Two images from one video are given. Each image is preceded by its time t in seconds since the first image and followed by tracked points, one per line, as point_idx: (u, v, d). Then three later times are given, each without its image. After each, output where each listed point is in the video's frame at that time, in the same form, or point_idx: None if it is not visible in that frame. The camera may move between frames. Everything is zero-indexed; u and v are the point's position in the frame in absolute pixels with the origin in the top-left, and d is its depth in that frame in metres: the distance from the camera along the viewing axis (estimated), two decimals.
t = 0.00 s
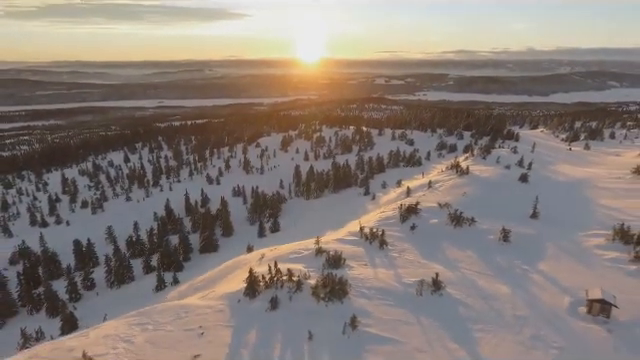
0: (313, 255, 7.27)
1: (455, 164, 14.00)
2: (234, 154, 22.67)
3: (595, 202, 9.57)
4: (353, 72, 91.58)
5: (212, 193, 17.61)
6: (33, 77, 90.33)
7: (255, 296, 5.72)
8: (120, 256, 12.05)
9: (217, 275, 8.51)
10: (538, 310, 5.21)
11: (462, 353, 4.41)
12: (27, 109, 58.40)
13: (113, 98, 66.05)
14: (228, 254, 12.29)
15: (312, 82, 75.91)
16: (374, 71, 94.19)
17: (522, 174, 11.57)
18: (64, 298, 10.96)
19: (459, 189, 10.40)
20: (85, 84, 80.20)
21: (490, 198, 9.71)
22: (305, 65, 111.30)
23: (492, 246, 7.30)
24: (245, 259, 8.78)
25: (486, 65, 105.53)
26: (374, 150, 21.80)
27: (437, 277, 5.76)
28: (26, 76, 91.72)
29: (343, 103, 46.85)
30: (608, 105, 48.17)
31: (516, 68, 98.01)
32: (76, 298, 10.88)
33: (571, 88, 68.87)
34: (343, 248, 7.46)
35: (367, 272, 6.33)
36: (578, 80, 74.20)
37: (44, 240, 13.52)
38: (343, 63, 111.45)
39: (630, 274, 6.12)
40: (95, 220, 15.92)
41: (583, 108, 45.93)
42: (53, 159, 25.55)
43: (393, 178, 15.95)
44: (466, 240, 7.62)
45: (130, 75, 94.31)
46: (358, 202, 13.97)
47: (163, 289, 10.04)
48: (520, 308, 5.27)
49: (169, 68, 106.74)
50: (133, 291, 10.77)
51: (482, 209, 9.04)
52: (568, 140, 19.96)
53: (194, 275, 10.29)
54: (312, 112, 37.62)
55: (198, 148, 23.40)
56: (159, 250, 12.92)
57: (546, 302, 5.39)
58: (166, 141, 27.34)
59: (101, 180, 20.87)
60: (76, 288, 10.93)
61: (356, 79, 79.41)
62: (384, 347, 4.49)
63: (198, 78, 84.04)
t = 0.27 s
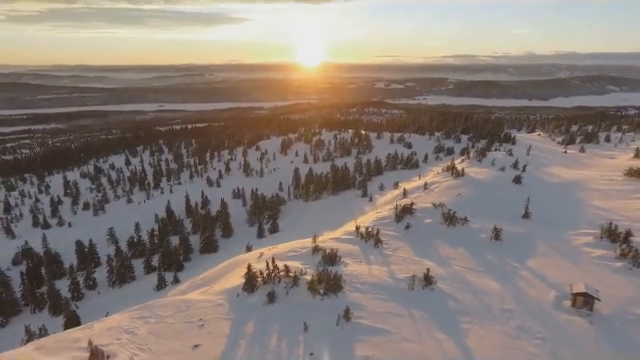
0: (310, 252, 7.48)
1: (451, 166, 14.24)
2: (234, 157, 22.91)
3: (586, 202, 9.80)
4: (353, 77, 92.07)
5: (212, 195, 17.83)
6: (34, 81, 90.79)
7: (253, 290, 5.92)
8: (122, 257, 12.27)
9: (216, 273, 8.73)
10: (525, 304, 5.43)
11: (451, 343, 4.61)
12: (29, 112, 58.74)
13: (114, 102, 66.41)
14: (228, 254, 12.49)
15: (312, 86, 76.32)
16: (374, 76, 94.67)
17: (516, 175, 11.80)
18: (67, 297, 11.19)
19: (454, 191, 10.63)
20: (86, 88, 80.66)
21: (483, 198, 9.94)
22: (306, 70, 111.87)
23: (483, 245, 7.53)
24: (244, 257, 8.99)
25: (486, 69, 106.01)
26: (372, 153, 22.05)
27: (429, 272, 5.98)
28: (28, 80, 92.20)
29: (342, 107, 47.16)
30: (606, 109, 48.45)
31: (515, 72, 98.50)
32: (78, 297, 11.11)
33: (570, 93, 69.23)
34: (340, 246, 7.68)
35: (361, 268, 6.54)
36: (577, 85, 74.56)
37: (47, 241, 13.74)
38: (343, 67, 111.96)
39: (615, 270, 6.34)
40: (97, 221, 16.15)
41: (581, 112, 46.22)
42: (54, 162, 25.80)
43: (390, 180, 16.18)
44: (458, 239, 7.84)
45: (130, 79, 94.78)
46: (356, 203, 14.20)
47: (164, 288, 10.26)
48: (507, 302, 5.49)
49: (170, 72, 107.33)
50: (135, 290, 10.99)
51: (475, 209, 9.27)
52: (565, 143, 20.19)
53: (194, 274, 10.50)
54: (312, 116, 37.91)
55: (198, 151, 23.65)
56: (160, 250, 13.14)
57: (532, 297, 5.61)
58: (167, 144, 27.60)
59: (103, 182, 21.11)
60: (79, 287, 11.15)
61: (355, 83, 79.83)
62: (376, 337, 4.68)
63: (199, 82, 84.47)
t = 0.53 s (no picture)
0: (307, 250, 7.70)
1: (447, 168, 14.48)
2: (234, 160, 23.17)
3: (578, 203, 10.02)
4: (353, 81, 92.49)
5: (213, 197, 18.07)
6: (35, 85, 91.22)
7: (251, 286, 6.13)
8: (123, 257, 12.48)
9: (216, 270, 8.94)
10: (512, 298, 5.64)
11: (440, 333, 4.82)
12: (30, 116, 59.06)
13: (114, 106, 66.76)
14: (227, 254, 12.70)
15: (312, 90, 76.71)
16: (374, 79, 95.06)
17: (510, 177, 12.04)
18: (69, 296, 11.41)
19: (449, 191, 10.87)
20: (87, 92, 81.06)
21: (477, 199, 10.17)
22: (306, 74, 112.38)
23: (475, 243, 7.76)
24: (243, 256, 9.21)
25: (486, 73, 106.44)
26: (371, 156, 22.31)
27: (421, 268, 6.20)
28: (28, 84, 92.63)
29: (342, 111, 47.46)
30: (605, 113, 48.71)
31: (515, 76, 98.93)
32: (80, 296, 11.33)
33: (570, 97, 69.53)
34: (336, 244, 7.89)
35: (356, 265, 6.76)
36: (576, 88, 74.90)
37: (49, 242, 13.97)
38: (343, 71, 112.50)
39: (601, 267, 6.55)
40: (98, 223, 16.38)
41: (580, 116, 46.47)
42: (56, 164, 26.04)
43: (388, 182, 16.44)
44: (452, 238, 8.06)
45: (131, 83, 95.19)
46: (354, 205, 14.44)
47: (164, 287, 10.49)
48: (496, 296, 5.70)
49: (171, 76, 107.86)
50: (136, 289, 11.21)
51: (469, 210, 9.50)
52: (561, 146, 20.43)
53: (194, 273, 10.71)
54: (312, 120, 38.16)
55: (199, 154, 23.90)
56: (161, 251, 13.35)
57: (520, 291, 5.82)
58: (167, 147, 27.86)
59: (104, 184, 21.34)
60: (81, 286, 11.37)
61: (355, 87, 80.23)
62: (368, 328, 4.89)
63: (199, 86, 84.88)
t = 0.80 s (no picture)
0: (304, 248, 7.91)
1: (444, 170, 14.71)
2: (234, 162, 23.41)
3: (570, 204, 10.24)
4: (353, 85, 92.89)
5: (213, 199, 18.30)
6: (37, 89, 91.66)
7: (249, 281, 6.34)
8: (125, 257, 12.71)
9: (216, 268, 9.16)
10: (500, 293, 5.85)
11: (429, 325, 5.02)
12: (31, 120, 59.36)
13: (115, 110, 67.09)
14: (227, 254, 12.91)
15: (312, 94, 77.06)
16: (374, 83, 95.48)
17: (504, 179, 12.27)
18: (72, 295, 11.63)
19: (444, 192, 11.10)
20: (88, 95, 81.47)
21: (471, 200, 10.40)
22: (306, 78, 112.86)
23: (468, 241, 7.97)
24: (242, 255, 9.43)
25: (486, 78, 106.86)
26: (369, 159, 22.56)
27: (413, 265, 6.42)
28: (30, 88, 93.08)
29: (342, 114, 47.73)
30: (604, 117, 48.98)
31: (515, 80, 99.28)
32: (83, 295, 11.54)
33: (569, 101, 69.82)
34: (333, 243, 8.11)
35: (351, 262, 6.97)
36: (576, 93, 75.19)
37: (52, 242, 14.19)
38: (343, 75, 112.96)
39: (588, 264, 6.76)
40: (100, 224, 16.60)
41: (580, 120, 46.71)
42: (58, 167, 26.26)
43: (386, 184, 16.66)
44: (445, 236, 8.29)
45: (132, 87, 95.64)
46: (351, 206, 14.67)
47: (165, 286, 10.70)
48: (485, 291, 5.91)
49: (172, 80, 108.35)
50: (138, 288, 11.43)
51: (463, 210, 9.73)
52: (557, 149, 20.66)
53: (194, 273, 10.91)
54: (311, 123, 38.42)
55: (199, 157, 24.15)
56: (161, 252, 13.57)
57: (509, 287, 6.03)
58: (168, 150, 28.12)
59: (105, 186, 21.57)
60: (83, 286, 11.58)
61: (356, 91, 80.61)
62: (361, 320, 5.10)
63: (200, 90, 85.28)
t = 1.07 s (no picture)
0: (301, 246, 8.14)
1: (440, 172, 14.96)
2: (234, 165, 23.66)
3: (562, 204, 10.46)
4: (353, 88, 93.35)
5: (213, 201, 18.53)
6: (37, 92, 92.06)
7: (248, 277, 6.56)
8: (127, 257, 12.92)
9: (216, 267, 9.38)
10: (490, 288, 6.05)
11: (420, 317, 5.22)
12: (32, 123, 59.66)
13: (116, 113, 67.42)
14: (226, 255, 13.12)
15: (313, 98, 77.42)
16: (373, 87, 95.93)
17: (499, 180, 12.50)
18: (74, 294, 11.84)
19: (439, 193, 11.34)
20: (89, 99, 81.89)
21: (466, 201, 10.63)
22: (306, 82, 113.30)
23: (460, 240, 8.20)
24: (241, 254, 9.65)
25: (486, 81, 107.26)
26: (368, 161, 22.81)
27: (406, 262, 6.64)
28: (31, 92, 93.54)
29: (342, 118, 48.01)
30: (603, 120, 49.22)
31: (514, 84, 99.66)
32: (85, 295, 11.75)
33: (568, 104, 70.11)
34: (329, 241, 8.34)
35: (347, 260, 7.18)
36: (575, 96, 75.51)
37: (54, 243, 14.41)
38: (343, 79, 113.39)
39: (575, 261, 6.98)
40: (102, 225, 16.83)
41: (579, 123, 46.93)
42: (59, 170, 26.49)
43: (384, 186, 16.90)
44: (439, 235, 8.51)
45: (132, 90, 96.07)
46: (349, 207, 14.90)
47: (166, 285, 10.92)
48: (475, 286, 6.12)
49: (172, 84, 108.89)
50: (139, 287, 11.65)
51: (457, 210, 9.96)
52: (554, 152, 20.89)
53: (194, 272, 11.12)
54: (311, 126, 38.70)
55: (199, 159, 24.40)
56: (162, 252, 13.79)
57: (498, 283, 6.24)
58: (169, 153, 28.38)
59: (107, 189, 21.81)
60: (85, 285, 11.79)
61: (355, 95, 80.99)
62: (354, 313, 5.30)
63: (201, 93, 85.70)
